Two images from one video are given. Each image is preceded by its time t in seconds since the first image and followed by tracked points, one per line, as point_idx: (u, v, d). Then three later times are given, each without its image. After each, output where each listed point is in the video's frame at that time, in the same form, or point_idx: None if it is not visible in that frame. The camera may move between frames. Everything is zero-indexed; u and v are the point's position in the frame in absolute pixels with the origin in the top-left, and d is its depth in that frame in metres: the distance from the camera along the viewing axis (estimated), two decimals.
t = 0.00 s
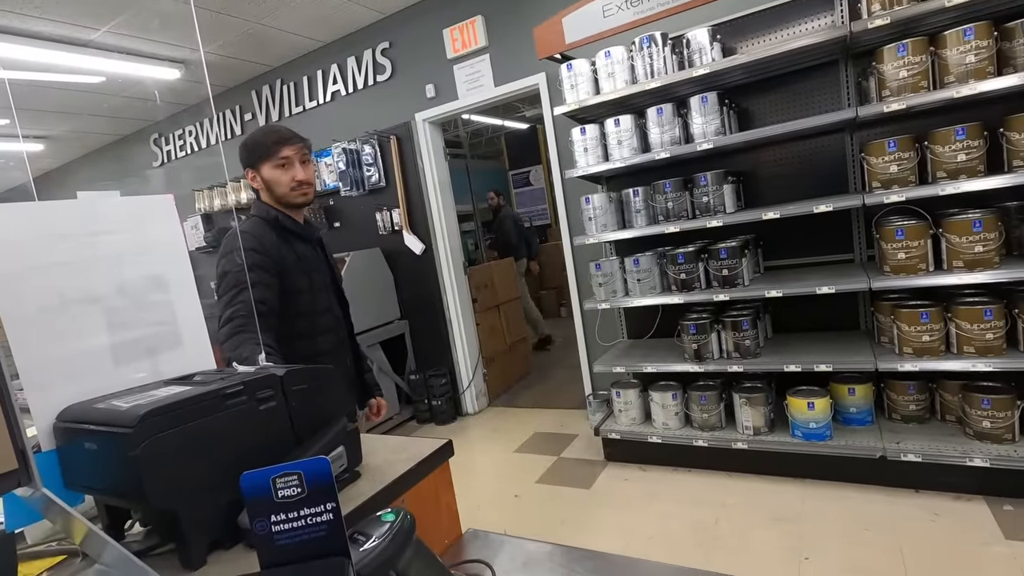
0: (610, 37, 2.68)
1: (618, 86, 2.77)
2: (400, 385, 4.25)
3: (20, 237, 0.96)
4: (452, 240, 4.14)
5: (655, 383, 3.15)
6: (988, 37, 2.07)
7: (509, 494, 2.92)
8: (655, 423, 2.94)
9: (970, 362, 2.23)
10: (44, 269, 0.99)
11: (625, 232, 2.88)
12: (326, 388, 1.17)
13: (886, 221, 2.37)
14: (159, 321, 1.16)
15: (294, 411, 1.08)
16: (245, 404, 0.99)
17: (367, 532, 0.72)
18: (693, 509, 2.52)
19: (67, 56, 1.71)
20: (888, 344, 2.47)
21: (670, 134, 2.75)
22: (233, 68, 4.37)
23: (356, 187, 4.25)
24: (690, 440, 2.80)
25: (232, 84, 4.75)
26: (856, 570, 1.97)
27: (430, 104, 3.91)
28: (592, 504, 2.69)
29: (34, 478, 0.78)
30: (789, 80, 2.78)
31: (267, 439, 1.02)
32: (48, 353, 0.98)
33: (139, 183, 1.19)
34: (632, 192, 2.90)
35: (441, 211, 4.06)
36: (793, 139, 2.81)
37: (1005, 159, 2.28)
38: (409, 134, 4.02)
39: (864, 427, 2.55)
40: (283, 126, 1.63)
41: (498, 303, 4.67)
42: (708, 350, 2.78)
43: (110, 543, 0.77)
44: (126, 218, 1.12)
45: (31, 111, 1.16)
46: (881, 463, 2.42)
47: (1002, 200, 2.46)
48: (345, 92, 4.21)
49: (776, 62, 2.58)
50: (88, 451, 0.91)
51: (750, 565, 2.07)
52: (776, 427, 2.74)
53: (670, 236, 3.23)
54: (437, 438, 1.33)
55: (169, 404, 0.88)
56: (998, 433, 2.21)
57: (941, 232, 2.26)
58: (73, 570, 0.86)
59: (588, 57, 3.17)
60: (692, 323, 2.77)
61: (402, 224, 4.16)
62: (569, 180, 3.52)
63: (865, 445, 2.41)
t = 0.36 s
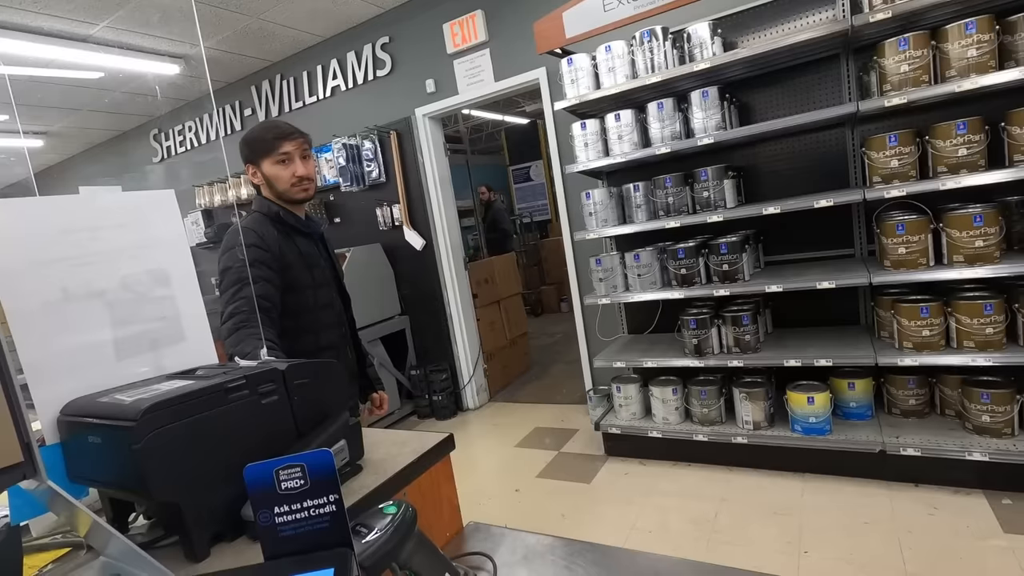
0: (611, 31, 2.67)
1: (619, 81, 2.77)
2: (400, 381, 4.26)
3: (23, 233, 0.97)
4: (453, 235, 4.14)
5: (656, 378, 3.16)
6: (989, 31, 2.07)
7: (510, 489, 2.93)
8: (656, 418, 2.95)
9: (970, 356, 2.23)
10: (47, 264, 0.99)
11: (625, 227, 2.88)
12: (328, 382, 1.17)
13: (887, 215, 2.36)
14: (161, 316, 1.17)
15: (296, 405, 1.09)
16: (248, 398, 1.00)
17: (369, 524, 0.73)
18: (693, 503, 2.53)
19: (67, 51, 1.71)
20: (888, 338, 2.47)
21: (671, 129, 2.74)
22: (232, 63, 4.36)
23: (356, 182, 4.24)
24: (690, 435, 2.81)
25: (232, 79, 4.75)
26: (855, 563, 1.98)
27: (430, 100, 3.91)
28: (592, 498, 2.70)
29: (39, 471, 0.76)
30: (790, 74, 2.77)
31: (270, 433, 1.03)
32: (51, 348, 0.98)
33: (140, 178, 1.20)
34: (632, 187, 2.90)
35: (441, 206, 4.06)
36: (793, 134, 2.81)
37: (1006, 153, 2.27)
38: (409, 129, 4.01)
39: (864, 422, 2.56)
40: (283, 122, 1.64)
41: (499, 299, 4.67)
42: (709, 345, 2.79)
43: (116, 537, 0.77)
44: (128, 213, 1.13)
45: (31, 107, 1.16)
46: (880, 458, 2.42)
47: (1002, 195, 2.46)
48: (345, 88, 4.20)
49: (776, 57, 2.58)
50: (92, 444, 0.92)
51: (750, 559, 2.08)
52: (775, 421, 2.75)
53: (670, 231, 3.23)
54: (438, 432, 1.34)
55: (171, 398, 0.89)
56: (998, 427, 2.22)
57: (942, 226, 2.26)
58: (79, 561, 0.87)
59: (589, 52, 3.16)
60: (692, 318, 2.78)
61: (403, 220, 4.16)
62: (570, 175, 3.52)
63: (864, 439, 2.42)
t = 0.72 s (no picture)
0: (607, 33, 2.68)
1: (615, 82, 2.77)
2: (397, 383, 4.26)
3: (20, 235, 0.97)
4: (450, 237, 4.14)
5: (652, 379, 3.16)
6: (982, 32, 2.08)
7: (507, 490, 2.93)
8: (653, 419, 2.95)
9: (965, 356, 2.24)
10: (42, 268, 0.99)
11: (622, 228, 2.88)
12: (325, 385, 1.17)
13: (882, 216, 2.37)
14: (157, 319, 1.17)
15: (293, 408, 1.09)
16: (244, 402, 0.99)
17: (366, 527, 0.71)
18: (690, 503, 2.53)
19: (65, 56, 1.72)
20: (884, 338, 2.48)
21: (666, 131, 2.75)
22: (228, 65, 4.35)
23: (352, 184, 4.22)
24: (687, 435, 2.82)
25: (227, 81, 4.75)
26: (851, 562, 1.98)
27: (426, 101, 3.91)
28: (589, 500, 2.70)
29: (34, 476, 0.76)
30: (784, 75, 2.78)
31: (267, 436, 1.03)
32: (46, 352, 0.98)
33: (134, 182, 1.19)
34: (628, 189, 2.90)
35: (438, 208, 4.06)
36: (788, 136, 2.82)
37: (999, 154, 2.29)
38: (405, 131, 4.01)
39: (859, 422, 2.57)
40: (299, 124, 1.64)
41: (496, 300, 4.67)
42: (706, 346, 2.79)
43: (111, 541, 0.75)
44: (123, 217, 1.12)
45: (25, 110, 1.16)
46: (876, 457, 2.43)
47: (996, 195, 2.47)
48: (341, 89, 4.20)
49: (770, 59, 2.59)
50: (87, 448, 0.92)
51: (747, 559, 2.08)
52: (772, 422, 2.76)
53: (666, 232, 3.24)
54: (434, 434, 1.34)
55: (166, 402, 0.89)
56: (993, 426, 2.23)
57: (937, 227, 2.27)
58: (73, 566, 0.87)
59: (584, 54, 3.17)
60: (689, 319, 2.78)
61: (399, 222, 4.16)
62: (566, 177, 3.52)
63: (861, 439, 2.42)
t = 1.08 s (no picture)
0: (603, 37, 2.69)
1: (611, 87, 2.78)
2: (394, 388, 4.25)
3: (13, 241, 0.96)
4: (446, 241, 4.14)
5: (650, 382, 3.16)
6: (975, 37, 2.09)
7: (505, 495, 2.92)
8: (650, 423, 2.95)
9: (961, 359, 2.25)
10: (35, 274, 0.99)
11: (619, 232, 2.89)
12: (321, 391, 1.16)
13: (877, 219, 2.38)
14: (151, 325, 1.16)
15: (289, 415, 1.08)
16: (239, 409, 0.99)
17: (362, 535, 0.70)
18: (688, 507, 2.53)
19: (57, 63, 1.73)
20: (880, 341, 2.49)
21: (662, 135, 2.76)
22: (223, 70, 4.35)
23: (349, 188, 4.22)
24: (685, 439, 2.81)
25: (224, 86, 4.75)
26: (849, 565, 1.98)
27: (423, 106, 3.91)
28: (587, 504, 2.69)
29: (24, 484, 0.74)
30: (779, 79, 2.80)
31: (263, 443, 1.02)
32: (38, 359, 0.97)
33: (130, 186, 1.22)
34: (625, 193, 2.91)
35: (435, 212, 4.06)
36: (783, 140, 2.83)
37: (994, 157, 2.30)
38: (402, 136, 4.01)
39: (857, 425, 2.57)
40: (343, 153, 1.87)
41: (493, 304, 4.66)
42: (703, 349, 2.79)
43: (103, 551, 0.73)
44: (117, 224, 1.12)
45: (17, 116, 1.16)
46: (873, 460, 2.43)
47: (991, 198, 2.49)
48: (337, 94, 4.20)
49: (765, 63, 2.60)
50: (80, 457, 0.91)
51: (744, 563, 2.08)
52: (769, 425, 2.76)
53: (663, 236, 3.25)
54: (431, 440, 1.33)
55: (161, 410, 0.88)
56: (990, 428, 2.24)
57: (932, 230, 2.28)
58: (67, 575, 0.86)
59: (581, 58, 3.17)
60: (686, 322, 2.78)
61: (396, 226, 4.15)
62: (563, 181, 3.52)
63: (858, 442, 2.43)
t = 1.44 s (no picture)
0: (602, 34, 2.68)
1: (611, 84, 2.76)
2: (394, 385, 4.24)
3: (11, 238, 0.96)
4: (446, 239, 4.13)
5: (650, 380, 3.16)
6: (976, 34, 2.09)
7: (504, 492, 2.92)
8: (650, 421, 2.95)
9: (960, 356, 2.25)
10: (34, 271, 0.98)
11: (618, 230, 2.88)
12: (320, 388, 1.16)
13: (878, 217, 2.38)
14: (149, 322, 1.16)
15: (288, 412, 1.08)
16: (238, 406, 0.99)
17: (362, 533, 0.69)
18: (687, 505, 2.53)
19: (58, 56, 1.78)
20: (879, 339, 2.49)
21: (662, 132, 2.75)
22: (222, 67, 4.34)
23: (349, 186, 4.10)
24: (684, 437, 2.81)
25: (223, 83, 4.74)
26: (848, 563, 1.98)
27: (422, 103, 3.90)
28: (586, 501, 2.70)
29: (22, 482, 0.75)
30: (779, 76, 2.79)
31: (262, 440, 1.02)
32: (36, 356, 0.97)
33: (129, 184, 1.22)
34: (625, 190, 2.90)
35: (435, 210, 4.06)
36: (783, 138, 2.83)
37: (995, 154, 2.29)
38: (402, 133, 4.00)
39: (856, 422, 2.57)
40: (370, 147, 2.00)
41: (493, 301, 4.66)
42: (702, 346, 2.79)
43: (102, 549, 0.72)
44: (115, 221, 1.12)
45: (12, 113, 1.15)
46: (873, 458, 2.43)
47: (991, 196, 2.48)
48: (337, 91, 4.19)
49: (766, 60, 2.59)
50: (79, 454, 0.91)
51: (743, 561, 2.08)
52: (769, 422, 2.76)
53: (663, 233, 3.24)
54: (431, 437, 1.33)
55: (160, 407, 0.88)
56: (989, 426, 2.24)
57: (932, 227, 2.28)
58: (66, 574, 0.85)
59: (580, 55, 3.17)
60: (686, 320, 2.78)
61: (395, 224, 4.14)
62: (562, 178, 3.52)
63: (857, 439, 2.43)
